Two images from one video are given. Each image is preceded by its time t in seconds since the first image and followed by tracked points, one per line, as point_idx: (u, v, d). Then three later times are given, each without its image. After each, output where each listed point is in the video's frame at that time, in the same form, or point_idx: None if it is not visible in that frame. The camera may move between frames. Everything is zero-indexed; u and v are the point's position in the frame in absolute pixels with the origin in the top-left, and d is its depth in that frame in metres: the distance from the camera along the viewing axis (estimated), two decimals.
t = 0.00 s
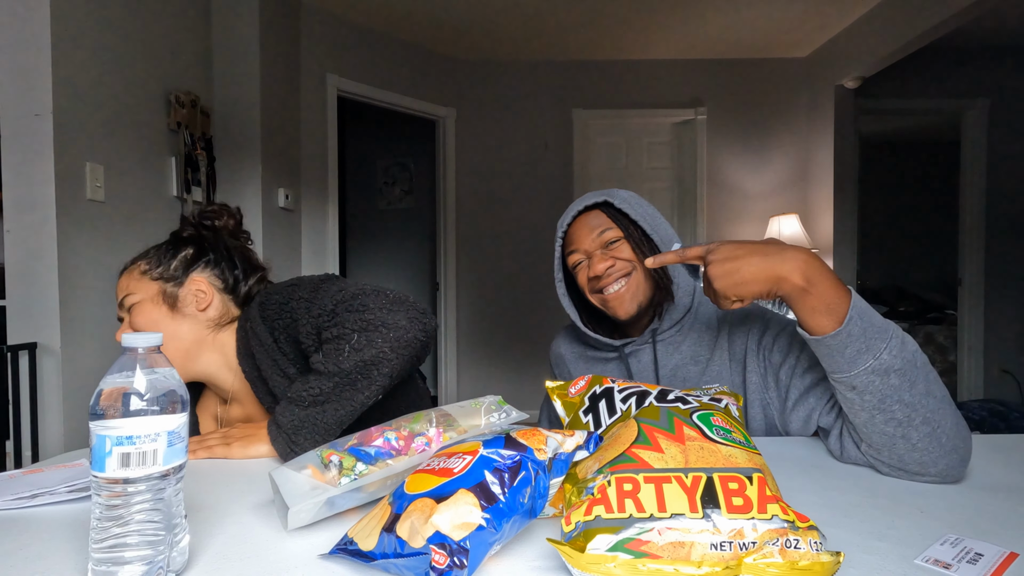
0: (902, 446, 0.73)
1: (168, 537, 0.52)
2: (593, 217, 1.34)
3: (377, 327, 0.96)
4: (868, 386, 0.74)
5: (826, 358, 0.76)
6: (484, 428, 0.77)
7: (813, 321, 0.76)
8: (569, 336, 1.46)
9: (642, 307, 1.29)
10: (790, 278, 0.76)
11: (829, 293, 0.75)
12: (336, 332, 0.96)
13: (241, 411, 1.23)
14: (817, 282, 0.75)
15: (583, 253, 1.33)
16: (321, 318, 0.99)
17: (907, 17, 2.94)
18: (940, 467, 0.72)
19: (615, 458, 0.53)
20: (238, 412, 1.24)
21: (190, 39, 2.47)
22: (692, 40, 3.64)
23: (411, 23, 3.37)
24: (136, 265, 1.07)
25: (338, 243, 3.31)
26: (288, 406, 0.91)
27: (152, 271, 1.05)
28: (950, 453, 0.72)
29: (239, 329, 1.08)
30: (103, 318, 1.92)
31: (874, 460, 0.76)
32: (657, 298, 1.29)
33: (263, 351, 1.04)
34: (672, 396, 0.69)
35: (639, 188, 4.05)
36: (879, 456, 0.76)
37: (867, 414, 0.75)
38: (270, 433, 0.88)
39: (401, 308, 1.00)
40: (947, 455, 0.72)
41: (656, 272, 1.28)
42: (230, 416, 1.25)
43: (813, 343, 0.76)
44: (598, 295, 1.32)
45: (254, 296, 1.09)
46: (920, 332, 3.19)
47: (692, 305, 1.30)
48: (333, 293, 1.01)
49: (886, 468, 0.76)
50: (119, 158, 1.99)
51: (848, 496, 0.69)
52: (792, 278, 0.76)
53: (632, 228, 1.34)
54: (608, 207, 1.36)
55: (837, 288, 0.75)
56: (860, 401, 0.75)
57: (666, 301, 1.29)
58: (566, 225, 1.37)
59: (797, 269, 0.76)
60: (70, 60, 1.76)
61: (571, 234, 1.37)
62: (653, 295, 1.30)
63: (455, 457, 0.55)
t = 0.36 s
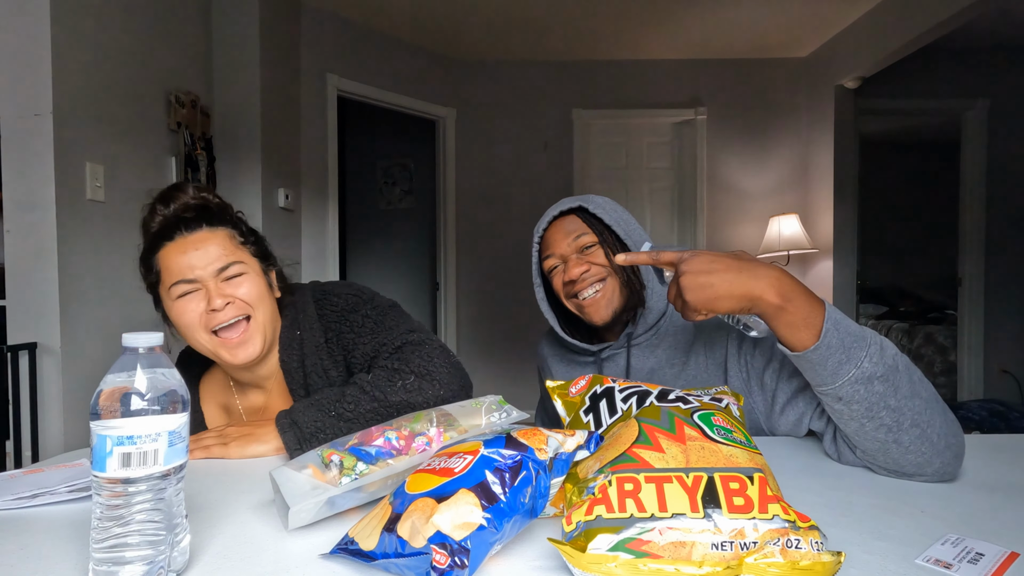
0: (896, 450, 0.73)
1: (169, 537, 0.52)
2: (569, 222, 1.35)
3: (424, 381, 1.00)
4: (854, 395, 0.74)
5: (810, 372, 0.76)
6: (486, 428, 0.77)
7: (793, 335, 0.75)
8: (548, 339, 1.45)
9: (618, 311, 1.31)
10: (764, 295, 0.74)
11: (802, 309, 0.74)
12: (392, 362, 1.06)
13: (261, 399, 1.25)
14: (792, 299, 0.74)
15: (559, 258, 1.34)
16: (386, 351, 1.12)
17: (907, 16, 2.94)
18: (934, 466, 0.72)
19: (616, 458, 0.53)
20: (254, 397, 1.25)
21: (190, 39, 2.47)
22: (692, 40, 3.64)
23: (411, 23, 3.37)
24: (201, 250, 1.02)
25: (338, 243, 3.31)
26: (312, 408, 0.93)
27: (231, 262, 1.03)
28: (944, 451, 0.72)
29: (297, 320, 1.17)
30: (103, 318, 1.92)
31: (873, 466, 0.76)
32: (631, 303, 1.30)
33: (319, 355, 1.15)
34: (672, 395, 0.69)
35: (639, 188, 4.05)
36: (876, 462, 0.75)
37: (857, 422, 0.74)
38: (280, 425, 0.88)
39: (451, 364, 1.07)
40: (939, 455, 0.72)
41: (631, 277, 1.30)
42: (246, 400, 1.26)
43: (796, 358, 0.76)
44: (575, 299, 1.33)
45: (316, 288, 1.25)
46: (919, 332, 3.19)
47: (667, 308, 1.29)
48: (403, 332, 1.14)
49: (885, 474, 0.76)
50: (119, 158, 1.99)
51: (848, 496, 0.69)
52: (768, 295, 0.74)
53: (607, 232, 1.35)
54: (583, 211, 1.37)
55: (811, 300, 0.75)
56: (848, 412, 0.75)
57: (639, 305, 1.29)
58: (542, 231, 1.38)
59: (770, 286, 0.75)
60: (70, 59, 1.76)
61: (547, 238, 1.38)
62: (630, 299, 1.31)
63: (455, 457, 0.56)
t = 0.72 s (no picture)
0: (894, 446, 0.73)
1: (173, 537, 0.52)
2: (572, 212, 1.35)
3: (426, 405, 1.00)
4: (851, 391, 0.73)
5: (806, 371, 0.74)
6: (488, 427, 0.77)
7: (780, 332, 0.75)
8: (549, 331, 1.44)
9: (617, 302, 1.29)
10: (764, 292, 0.73)
11: (797, 308, 0.74)
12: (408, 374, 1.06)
13: (310, 373, 1.31)
14: (790, 301, 0.73)
15: (561, 247, 1.33)
16: (402, 367, 1.09)
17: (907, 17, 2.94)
18: (932, 459, 0.72)
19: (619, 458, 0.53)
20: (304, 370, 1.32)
21: (191, 39, 2.47)
22: (692, 40, 3.64)
23: (411, 23, 3.37)
24: (277, 224, 1.13)
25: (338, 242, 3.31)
26: (311, 413, 0.93)
27: (302, 239, 1.14)
28: (940, 444, 0.72)
29: (344, 316, 1.19)
30: (103, 318, 1.92)
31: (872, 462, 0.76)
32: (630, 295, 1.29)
33: (350, 353, 1.17)
34: (675, 395, 0.69)
35: (639, 189, 4.05)
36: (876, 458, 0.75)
37: (855, 419, 0.74)
38: (279, 425, 0.89)
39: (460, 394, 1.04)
40: (936, 447, 0.72)
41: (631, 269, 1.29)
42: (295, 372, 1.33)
43: (791, 356, 0.74)
44: (574, 289, 1.32)
45: (372, 280, 1.24)
46: (919, 332, 3.19)
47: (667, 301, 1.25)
48: (422, 348, 1.11)
49: (885, 470, 0.75)
50: (119, 158, 1.99)
51: (851, 496, 0.69)
52: (766, 293, 0.73)
53: (610, 225, 1.34)
54: (587, 204, 1.36)
55: (805, 298, 0.74)
56: (846, 408, 0.74)
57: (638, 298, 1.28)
58: (545, 220, 1.38)
59: (774, 284, 0.73)
60: (70, 59, 1.76)
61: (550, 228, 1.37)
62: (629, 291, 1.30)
63: (457, 456, 0.55)
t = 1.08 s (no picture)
0: (832, 436, 0.69)
1: (173, 537, 0.52)
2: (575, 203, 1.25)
3: (435, 396, 0.98)
4: (791, 374, 0.68)
5: (744, 347, 0.68)
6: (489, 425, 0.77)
7: (721, 302, 0.68)
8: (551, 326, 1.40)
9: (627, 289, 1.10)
10: (708, 254, 0.67)
11: (739, 274, 0.68)
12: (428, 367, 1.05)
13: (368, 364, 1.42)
14: (733, 266, 0.68)
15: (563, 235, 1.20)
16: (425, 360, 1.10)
17: (907, 16, 2.94)
18: (869, 451, 0.69)
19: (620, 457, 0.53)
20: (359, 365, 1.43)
21: (190, 38, 2.47)
22: (692, 40, 3.64)
23: (411, 23, 3.37)
24: (314, 237, 1.26)
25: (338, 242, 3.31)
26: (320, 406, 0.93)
27: (333, 248, 1.25)
28: (883, 439, 0.70)
29: (389, 316, 1.22)
30: (103, 317, 1.92)
31: (806, 450, 0.73)
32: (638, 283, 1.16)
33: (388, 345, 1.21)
34: (676, 393, 0.69)
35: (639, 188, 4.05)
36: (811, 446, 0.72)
37: (794, 405, 0.69)
38: (285, 419, 0.89)
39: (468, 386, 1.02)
40: (874, 438, 0.69)
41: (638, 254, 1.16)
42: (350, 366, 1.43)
43: (728, 331, 0.68)
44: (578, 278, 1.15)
45: (418, 285, 1.25)
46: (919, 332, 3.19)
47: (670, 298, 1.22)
48: (446, 344, 1.11)
49: (821, 461, 0.72)
50: (119, 158, 1.99)
51: (852, 495, 0.69)
52: (710, 255, 0.67)
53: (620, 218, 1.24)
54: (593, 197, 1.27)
55: (746, 266, 0.69)
56: (784, 391, 0.69)
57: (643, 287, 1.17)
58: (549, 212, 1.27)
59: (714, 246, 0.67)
60: (70, 59, 1.76)
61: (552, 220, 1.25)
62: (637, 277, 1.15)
63: (458, 456, 0.55)
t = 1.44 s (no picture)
0: (842, 480, 0.63)
1: (175, 537, 0.52)
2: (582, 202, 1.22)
3: (436, 371, 0.98)
4: (811, 408, 0.61)
5: (763, 373, 0.62)
6: (489, 425, 0.77)
7: (753, 325, 0.62)
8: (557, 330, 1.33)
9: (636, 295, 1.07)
10: (743, 268, 0.61)
11: (774, 291, 0.62)
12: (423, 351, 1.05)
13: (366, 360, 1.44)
14: (768, 282, 0.62)
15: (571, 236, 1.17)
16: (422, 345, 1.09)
17: (907, 17, 2.94)
18: (880, 502, 0.62)
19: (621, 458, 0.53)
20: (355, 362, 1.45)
21: (190, 38, 2.47)
22: (692, 40, 3.64)
23: (411, 23, 3.37)
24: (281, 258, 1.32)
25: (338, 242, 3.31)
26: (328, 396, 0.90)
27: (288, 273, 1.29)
28: (895, 490, 0.62)
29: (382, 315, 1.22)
30: (103, 317, 1.92)
31: (810, 489, 0.66)
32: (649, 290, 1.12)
33: (383, 335, 1.20)
34: (677, 394, 0.69)
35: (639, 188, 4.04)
36: (815, 487, 0.65)
37: (807, 441, 0.63)
38: (291, 412, 0.86)
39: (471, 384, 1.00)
40: (888, 491, 0.62)
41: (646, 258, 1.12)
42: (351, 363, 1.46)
43: (751, 355, 0.62)
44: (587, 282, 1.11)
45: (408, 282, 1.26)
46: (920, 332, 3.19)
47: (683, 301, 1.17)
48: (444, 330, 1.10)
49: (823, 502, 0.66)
50: (120, 158, 1.99)
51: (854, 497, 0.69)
52: (745, 270, 0.61)
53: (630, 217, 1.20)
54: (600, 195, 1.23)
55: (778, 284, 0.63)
56: (800, 426, 0.62)
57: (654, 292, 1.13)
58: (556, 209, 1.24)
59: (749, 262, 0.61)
60: (70, 59, 1.76)
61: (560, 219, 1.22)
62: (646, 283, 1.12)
63: (458, 456, 0.55)
